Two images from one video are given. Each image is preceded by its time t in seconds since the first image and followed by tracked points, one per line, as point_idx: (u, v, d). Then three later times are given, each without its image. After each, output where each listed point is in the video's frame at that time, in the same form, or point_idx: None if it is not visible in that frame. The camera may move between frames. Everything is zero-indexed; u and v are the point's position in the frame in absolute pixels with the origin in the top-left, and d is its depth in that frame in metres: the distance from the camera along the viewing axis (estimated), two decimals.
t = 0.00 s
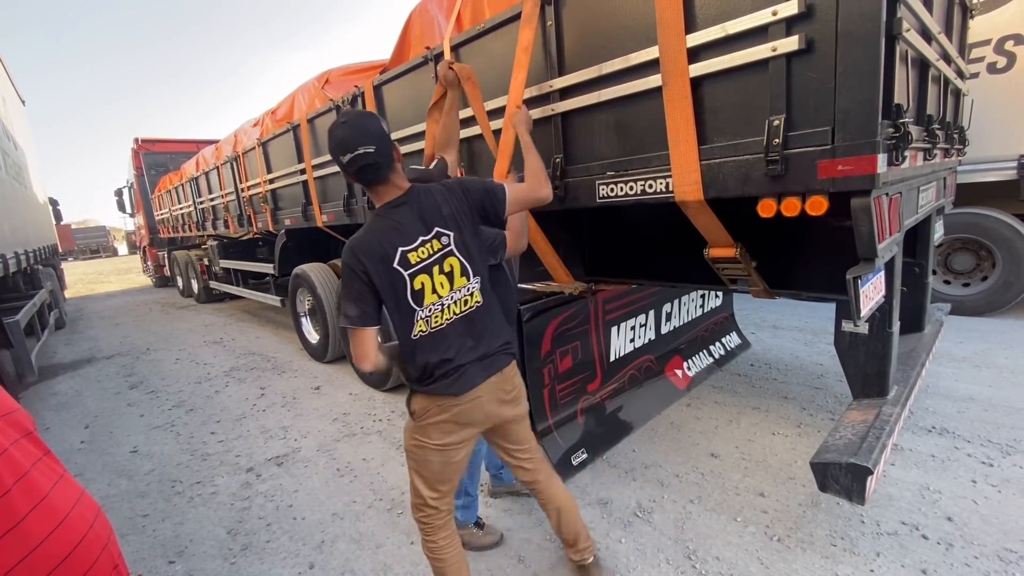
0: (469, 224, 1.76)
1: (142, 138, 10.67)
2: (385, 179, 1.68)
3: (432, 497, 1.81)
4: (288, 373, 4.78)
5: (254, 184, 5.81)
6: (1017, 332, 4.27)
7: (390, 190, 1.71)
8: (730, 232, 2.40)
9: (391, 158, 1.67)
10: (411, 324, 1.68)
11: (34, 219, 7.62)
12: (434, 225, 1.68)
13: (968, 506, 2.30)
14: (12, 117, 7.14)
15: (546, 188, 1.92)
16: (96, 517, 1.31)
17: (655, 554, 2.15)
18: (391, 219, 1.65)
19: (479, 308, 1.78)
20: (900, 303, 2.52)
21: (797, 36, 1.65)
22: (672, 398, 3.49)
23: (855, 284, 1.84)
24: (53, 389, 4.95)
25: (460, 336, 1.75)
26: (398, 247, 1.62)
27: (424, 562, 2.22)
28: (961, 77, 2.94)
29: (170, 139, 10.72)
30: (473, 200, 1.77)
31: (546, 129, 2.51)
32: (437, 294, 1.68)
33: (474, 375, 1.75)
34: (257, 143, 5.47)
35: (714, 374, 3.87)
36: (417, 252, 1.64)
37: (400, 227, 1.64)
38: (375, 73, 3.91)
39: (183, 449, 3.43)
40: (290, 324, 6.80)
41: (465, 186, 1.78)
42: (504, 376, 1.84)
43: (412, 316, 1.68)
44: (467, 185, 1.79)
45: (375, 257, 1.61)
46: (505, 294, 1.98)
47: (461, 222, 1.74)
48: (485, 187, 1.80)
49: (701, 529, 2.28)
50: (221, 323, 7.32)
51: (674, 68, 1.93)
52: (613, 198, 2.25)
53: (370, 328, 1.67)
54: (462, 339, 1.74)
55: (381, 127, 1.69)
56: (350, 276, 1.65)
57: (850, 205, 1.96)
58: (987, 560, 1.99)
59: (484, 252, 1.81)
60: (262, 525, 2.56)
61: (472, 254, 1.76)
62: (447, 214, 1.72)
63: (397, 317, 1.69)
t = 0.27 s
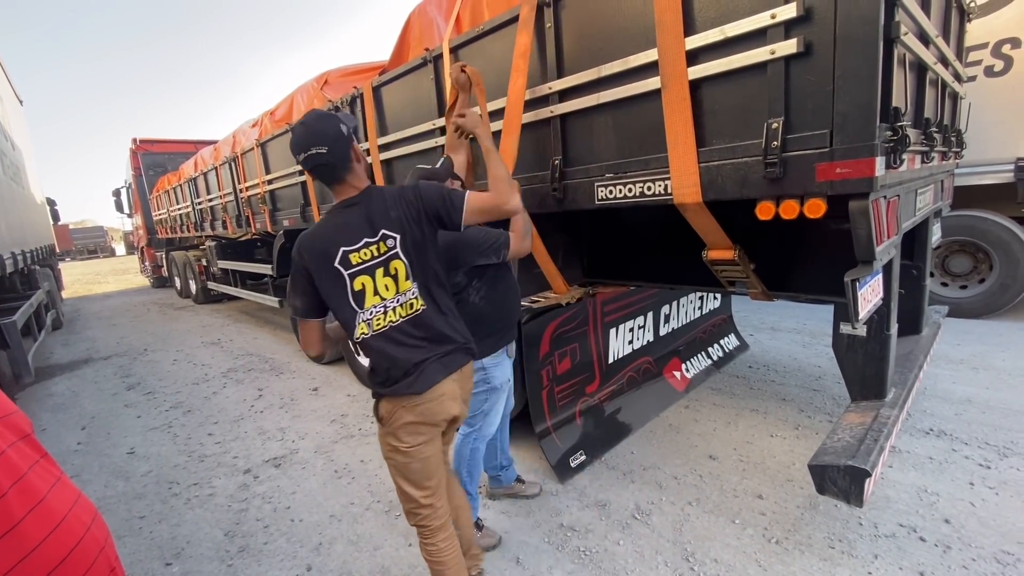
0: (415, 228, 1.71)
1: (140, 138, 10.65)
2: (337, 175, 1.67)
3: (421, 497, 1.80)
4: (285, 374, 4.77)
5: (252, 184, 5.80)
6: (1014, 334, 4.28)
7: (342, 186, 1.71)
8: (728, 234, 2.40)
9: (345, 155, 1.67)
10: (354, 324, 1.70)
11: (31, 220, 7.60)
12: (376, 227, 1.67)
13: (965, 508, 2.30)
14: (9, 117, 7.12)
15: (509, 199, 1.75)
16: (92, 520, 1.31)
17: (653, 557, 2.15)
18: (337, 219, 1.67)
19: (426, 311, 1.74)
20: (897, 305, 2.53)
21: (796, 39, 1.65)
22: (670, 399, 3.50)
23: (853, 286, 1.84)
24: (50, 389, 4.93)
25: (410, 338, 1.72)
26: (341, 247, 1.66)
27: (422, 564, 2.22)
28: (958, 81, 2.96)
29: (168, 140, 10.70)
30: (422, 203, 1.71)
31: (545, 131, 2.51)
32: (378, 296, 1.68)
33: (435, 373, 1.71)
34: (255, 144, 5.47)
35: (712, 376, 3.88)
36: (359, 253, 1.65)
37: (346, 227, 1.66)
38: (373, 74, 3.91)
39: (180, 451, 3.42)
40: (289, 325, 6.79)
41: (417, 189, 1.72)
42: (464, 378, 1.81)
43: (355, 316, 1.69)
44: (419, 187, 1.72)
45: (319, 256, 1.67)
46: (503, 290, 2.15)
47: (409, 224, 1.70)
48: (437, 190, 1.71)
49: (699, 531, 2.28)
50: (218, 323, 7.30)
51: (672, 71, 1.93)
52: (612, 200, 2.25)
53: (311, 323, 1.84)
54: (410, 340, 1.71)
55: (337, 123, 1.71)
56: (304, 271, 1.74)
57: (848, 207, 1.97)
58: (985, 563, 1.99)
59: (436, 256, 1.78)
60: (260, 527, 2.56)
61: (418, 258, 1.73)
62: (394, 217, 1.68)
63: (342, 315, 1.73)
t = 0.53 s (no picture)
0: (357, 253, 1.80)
1: (137, 138, 10.60)
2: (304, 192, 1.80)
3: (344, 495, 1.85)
4: (282, 375, 4.76)
5: (250, 185, 5.79)
6: (1010, 337, 4.29)
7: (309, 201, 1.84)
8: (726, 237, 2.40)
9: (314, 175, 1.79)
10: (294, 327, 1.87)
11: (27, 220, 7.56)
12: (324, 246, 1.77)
13: (962, 511, 2.30)
14: (5, 116, 7.09)
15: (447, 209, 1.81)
16: (87, 522, 1.30)
17: (650, 560, 2.15)
18: (294, 229, 1.82)
19: (361, 329, 1.84)
20: (894, 308, 2.53)
21: (794, 43, 1.66)
22: (668, 402, 3.50)
23: (851, 289, 1.84)
24: (45, 391, 4.90)
25: (339, 352, 1.83)
26: (287, 258, 1.81)
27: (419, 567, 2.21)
28: (954, 85, 2.97)
29: (165, 140, 10.67)
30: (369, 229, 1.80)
31: (543, 133, 2.51)
32: (314, 309, 1.81)
33: (357, 391, 1.81)
34: (252, 144, 5.45)
35: (709, 378, 3.88)
36: (302, 266, 1.79)
37: (298, 239, 1.80)
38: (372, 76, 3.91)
39: (175, 453, 3.40)
40: (286, 326, 6.77)
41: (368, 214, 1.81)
42: (389, 400, 1.88)
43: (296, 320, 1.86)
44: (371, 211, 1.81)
45: (274, 260, 1.85)
46: (505, 290, 2.18)
47: (354, 248, 1.79)
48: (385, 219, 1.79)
49: (697, 534, 2.28)
50: (215, 324, 7.28)
51: (671, 73, 1.94)
52: (610, 202, 2.25)
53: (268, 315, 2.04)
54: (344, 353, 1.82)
55: (317, 143, 1.82)
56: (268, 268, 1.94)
57: (846, 211, 1.97)
58: (981, 566, 1.99)
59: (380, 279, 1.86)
60: (255, 529, 2.54)
61: (361, 279, 1.81)
62: (339, 239, 1.77)
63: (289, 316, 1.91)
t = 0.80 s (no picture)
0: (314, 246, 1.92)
1: (134, 138, 10.57)
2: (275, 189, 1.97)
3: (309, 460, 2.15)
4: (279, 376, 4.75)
5: (247, 186, 5.78)
6: (1005, 340, 4.31)
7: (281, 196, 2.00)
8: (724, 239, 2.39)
9: (282, 174, 1.94)
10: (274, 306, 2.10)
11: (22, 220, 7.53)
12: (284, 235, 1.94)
13: (958, 513, 2.31)
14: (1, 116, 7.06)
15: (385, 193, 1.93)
16: (83, 524, 1.29)
17: (648, 562, 2.15)
18: (269, 218, 2.01)
19: (324, 312, 2.00)
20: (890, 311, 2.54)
21: (791, 46, 1.66)
22: (666, 404, 3.50)
23: (848, 292, 1.85)
24: (39, 392, 4.87)
25: (304, 332, 2.03)
26: (262, 245, 2.01)
27: (416, 570, 2.20)
28: (950, 89, 2.99)
29: (162, 140, 10.65)
30: (324, 223, 1.90)
31: (541, 135, 2.52)
32: (285, 292, 2.02)
33: (315, 372, 1.98)
34: (250, 145, 5.45)
35: (706, 380, 3.88)
36: (272, 254, 1.99)
37: (270, 229, 1.99)
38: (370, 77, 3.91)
39: (171, 454, 3.39)
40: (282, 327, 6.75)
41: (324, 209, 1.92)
42: (347, 384, 2.00)
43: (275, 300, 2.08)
44: (328, 206, 1.92)
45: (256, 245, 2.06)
46: (498, 295, 2.17)
47: (314, 239, 1.91)
48: (340, 215, 1.90)
49: (694, 536, 2.28)
50: (211, 326, 7.25)
51: (669, 76, 1.94)
52: (608, 205, 2.25)
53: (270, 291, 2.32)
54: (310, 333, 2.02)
55: (286, 144, 1.96)
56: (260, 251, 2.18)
57: (842, 214, 1.98)
58: (977, 568, 2.00)
59: (339, 269, 1.98)
60: (251, 532, 2.53)
61: (322, 268, 1.95)
62: (298, 232, 1.92)
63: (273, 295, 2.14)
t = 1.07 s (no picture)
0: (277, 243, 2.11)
1: (129, 138, 10.54)
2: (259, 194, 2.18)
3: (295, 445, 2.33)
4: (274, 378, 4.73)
5: (243, 187, 5.76)
6: (999, 343, 4.33)
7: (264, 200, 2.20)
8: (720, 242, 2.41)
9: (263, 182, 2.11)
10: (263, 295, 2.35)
11: (16, 220, 7.49)
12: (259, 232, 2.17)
13: (952, 515, 2.32)
14: None
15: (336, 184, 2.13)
16: (76, 527, 1.28)
17: (643, 565, 2.15)
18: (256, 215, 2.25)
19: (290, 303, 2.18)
20: (885, 314, 2.55)
21: (786, 51, 1.67)
22: (661, 406, 3.51)
23: (843, 295, 1.86)
24: (32, 393, 4.84)
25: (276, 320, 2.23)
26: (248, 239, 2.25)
27: (411, 572, 2.20)
28: (944, 93, 3.01)
29: (158, 141, 10.61)
30: (285, 222, 2.09)
31: (538, 138, 2.52)
32: (265, 282, 2.23)
33: (282, 356, 2.18)
34: (246, 146, 5.44)
35: (702, 383, 3.89)
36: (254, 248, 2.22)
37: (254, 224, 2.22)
38: (367, 78, 3.90)
39: (165, 456, 3.37)
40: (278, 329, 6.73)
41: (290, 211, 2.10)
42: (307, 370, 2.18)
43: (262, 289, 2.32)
44: (292, 207, 2.10)
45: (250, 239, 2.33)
46: (493, 300, 2.16)
47: (281, 236, 2.11)
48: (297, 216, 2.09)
49: (689, 538, 2.28)
50: (206, 327, 7.22)
51: (665, 79, 1.95)
52: (604, 207, 2.25)
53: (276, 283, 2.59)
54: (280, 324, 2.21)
55: (267, 154, 2.09)
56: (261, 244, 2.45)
57: (837, 217, 1.99)
58: (971, 570, 2.01)
59: (301, 267, 2.14)
60: (245, 534, 2.52)
61: (287, 263, 2.12)
62: (267, 229, 2.13)
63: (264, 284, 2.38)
